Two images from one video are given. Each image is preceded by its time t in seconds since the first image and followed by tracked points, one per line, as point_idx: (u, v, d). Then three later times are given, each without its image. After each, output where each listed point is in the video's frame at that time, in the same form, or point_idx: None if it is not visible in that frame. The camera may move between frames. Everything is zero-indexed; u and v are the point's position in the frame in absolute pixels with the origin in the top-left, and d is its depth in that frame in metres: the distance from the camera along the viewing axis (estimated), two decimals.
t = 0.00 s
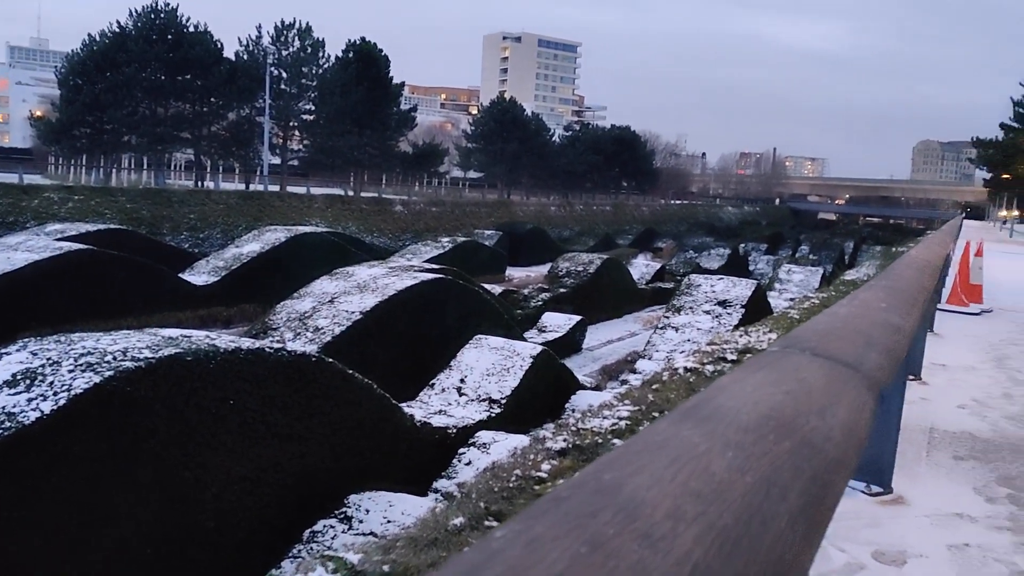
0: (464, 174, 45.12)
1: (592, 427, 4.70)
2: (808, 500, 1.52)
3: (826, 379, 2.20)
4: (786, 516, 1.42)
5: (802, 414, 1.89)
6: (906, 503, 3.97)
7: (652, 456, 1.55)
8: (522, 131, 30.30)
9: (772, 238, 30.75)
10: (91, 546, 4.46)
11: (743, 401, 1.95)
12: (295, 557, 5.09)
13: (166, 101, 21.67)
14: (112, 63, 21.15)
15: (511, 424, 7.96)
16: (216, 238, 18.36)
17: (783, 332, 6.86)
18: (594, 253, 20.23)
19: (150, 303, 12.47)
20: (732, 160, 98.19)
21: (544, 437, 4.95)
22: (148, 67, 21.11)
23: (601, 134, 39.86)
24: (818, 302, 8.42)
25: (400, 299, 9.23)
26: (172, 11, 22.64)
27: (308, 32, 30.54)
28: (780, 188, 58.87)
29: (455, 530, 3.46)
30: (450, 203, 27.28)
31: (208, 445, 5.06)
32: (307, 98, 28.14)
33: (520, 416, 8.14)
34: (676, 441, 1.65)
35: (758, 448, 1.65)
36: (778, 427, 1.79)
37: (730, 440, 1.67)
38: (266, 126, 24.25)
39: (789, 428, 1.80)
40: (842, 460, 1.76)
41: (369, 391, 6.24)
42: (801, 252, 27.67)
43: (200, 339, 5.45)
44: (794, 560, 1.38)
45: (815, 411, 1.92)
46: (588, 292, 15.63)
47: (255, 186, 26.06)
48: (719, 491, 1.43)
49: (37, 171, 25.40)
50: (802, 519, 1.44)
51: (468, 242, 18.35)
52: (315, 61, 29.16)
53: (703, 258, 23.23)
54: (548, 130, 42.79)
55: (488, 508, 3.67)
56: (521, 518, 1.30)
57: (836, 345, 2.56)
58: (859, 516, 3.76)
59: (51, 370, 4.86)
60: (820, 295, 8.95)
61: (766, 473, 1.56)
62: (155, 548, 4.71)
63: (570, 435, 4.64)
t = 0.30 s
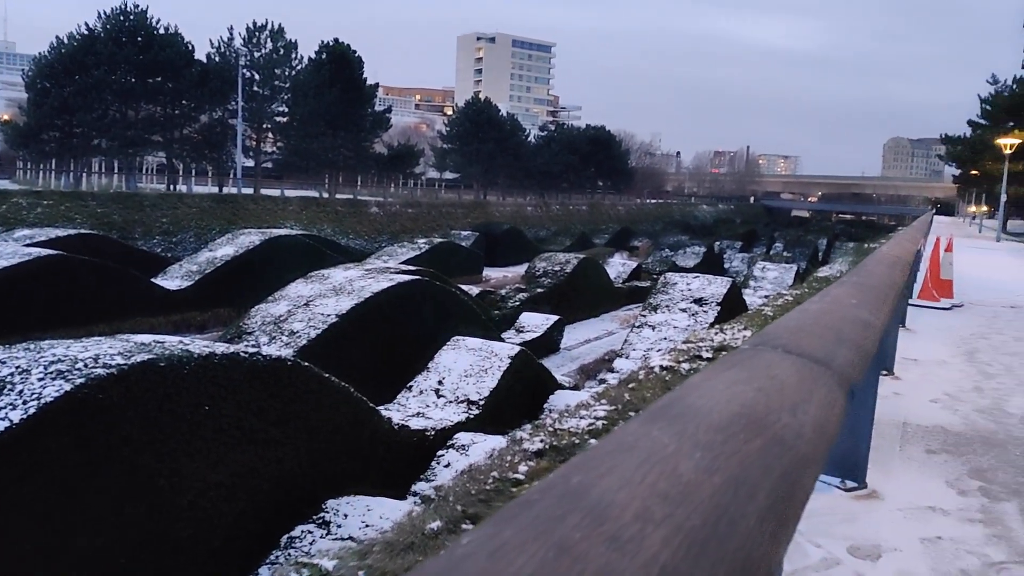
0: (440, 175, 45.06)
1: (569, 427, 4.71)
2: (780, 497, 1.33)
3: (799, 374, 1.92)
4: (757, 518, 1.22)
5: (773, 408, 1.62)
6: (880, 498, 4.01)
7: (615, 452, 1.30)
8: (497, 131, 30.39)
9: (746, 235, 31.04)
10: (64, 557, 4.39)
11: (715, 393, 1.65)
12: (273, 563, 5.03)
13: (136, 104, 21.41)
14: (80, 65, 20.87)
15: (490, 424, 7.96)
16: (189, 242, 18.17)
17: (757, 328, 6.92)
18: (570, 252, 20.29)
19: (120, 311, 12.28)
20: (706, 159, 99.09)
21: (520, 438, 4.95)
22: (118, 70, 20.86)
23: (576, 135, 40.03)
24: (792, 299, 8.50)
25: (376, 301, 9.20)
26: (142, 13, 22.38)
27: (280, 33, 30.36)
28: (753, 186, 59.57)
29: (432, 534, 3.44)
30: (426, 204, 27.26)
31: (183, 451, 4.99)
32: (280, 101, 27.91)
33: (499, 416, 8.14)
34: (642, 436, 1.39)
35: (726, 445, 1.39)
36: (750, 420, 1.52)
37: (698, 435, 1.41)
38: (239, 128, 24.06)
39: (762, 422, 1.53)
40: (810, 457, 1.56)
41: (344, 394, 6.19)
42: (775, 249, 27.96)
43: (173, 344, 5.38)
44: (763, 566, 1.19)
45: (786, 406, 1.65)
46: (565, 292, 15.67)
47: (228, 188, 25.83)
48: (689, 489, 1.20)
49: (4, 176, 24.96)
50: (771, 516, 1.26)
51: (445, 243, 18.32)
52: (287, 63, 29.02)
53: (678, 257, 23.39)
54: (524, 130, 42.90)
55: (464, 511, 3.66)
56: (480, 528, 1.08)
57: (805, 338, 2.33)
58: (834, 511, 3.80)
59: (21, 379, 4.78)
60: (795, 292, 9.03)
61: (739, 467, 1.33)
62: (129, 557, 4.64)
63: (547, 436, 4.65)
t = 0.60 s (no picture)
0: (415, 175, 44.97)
1: (543, 427, 4.71)
2: (745, 501, 1.32)
3: (768, 375, 1.93)
4: (723, 523, 1.22)
5: (743, 409, 1.62)
6: (850, 494, 4.07)
7: (585, 454, 1.28)
8: (473, 131, 30.41)
9: (720, 235, 31.34)
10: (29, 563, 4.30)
11: (683, 395, 1.63)
12: (246, 565, 4.94)
13: (105, 101, 21.11)
14: (48, 62, 20.53)
15: (466, 424, 7.94)
16: (160, 241, 17.94)
17: (730, 328, 6.98)
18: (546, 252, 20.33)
19: (90, 312, 12.11)
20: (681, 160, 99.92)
21: (495, 438, 4.94)
22: (86, 66, 20.56)
23: (552, 135, 40.11)
24: (765, 298, 8.59)
25: (350, 302, 9.14)
26: (110, 10, 22.08)
27: (253, 30, 30.18)
28: (727, 187, 60.07)
29: (405, 537, 3.41)
30: (402, 204, 27.18)
31: (152, 453, 4.89)
32: (252, 98, 28.49)
33: (475, 416, 8.13)
34: (611, 440, 1.35)
35: (696, 449, 1.37)
36: (721, 421, 1.52)
37: (666, 438, 1.38)
38: (211, 126, 23.81)
39: (731, 424, 1.52)
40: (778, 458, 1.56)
41: (318, 395, 6.12)
42: (749, 249, 28.26)
43: (142, 346, 5.29)
44: (730, 568, 1.19)
45: (754, 407, 1.66)
46: (541, 291, 15.69)
47: (200, 187, 25.55)
48: (658, 493, 1.18)
49: None
50: (736, 520, 1.26)
51: (420, 242, 18.27)
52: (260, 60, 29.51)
53: (654, 257, 23.54)
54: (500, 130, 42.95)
55: (438, 514, 3.64)
56: (449, 533, 1.03)
57: (777, 339, 2.34)
58: (805, 508, 3.83)
59: None
60: (767, 291, 9.12)
61: (708, 471, 1.32)
62: (97, 562, 4.54)
63: (522, 437, 4.65)
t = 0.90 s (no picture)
0: (391, 173, 44.83)
1: (520, 426, 4.72)
2: (716, 503, 1.33)
3: (741, 374, 1.95)
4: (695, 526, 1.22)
5: (715, 409, 1.63)
6: (824, 491, 4.12)
7: (557, 456, 1.28)
8: (449, 129, 30.38)
9: (696, 235, 31.59)
10: None
11: (655, 394, 1.64)
12: (220, 567, 4.88)
13: (75, 97, 20.80)
14: (16, 57, 20.18)
15: (442, 423, 7.92)
16: (132, 239, 17.70)
17: (705, 326, 7.04)
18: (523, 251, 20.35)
19: (61, 312, 11.91)
20: (657, 159, 100.57)
21: (471, 438, 4.93)
22: (56, 62, 20.25)
23: (529, 134, 40.13)
24: (739, 297, 8.68)
25: (326, 301, 9.09)
26: (80, 4, 21.73)
27: (226, 26, 29.93)
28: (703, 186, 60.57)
29: (381, 537, 3.39)
30: (378, 202, 27.07)
31: (125, 454, 4.81)
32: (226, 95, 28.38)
33: (452, 415, 8.11)
34: (583, 440, 1.35)
35: (669, 449, 1.37)
36: (694, 421, 1.52)
37: (641, 438, 1.39)
38: (184, 123, 23.56)
39: (703, 424, 1.53)
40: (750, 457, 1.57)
41: (293, 394, 6.07)
42: (724, 247, 28.51)
43: (114, 346, 5.20)
44: (699, 569, 1.20)
45: (726, 407, 1.67)
46: (518, 290, 15.71)
47: (173, 185, 25.26)
48: (631, 493, 1.19)
49: None
50: (708, 523, 1.27)
51: (397, 241, 18.21)
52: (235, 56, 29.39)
53: (630, 255, 23.66)
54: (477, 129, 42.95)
55: (413, 514, 3.62)
56: (419, 536, 1.03)
57: (749, 338, 2.36)
58: (779, 506, 3.87)
59: None
60: (742, 290, 9.20)
61: (680, 473, 1.32)
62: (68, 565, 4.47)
63: (498, 436, 4.65)
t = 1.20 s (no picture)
0: (375, 169, 44.66)
1: (503, 422, 4.72)
2: (696, 501, 1.33)
3: (722, 373, 1.95)
4: (676, 526, 1.22)
5: (696, 409, 1.63)
6: (805, 489, 4.16)
7: (540, 454, 1.27)
8: (434, 124, 30.32)
9: (679, 233, 31.72)
10: None
11: (637, 392, 1.64)
12: (200, 562, 4.84)
13: (55, 88, 20.54)
14: None
15: (426, 419, 7.90)
16: (114, 232, 17.51)
17: (688, 324, 7.08)
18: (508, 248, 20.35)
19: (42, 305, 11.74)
20: (642, 157, 100.91)
21: (454, 434, 4.93)
22: (36, 52, 19.97)
23: (514, 130, 40.06)
24: (722, 295, 8.73)
25: (309, 296, 9.06)
26: None
27: (210, 18, 29.61)
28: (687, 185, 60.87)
29: (363, 532, 3.36)
30: (362, 197, 26.96)
31: (105, 449, 4.76)
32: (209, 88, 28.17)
33: (435, 411, 8.09)
34: (565, 438, 1.35)
35: (650, 449, 1.37)
36: (674, 422, 1.52)
37: (621, 439, 1.38)
38: (167, 116, 23.32)
39: (683, 425, 1.53)
40: (729, 458, 1.57)
41: (275, 390, 6.03)
42: (707, 246, 28.65)
43: (94, 339, 5.13)
44: (682, 567, 1.20)
45: (708, 406, 1.67)
46: (502, 286, 15.70)
47: (155, 178, 25.02)
48: (611, 494, 1.19)
49: None
50: (689, 521, 1.27)
51: (381, 236, 18.14)
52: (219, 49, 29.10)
53: (614, 253, 23.72)
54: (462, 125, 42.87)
55: (396, 509, 3.61)
56: (400, 532, 1.02)
57: (729, 338, 2.36)
58: (761, 503, 3.90)
59: None
60: (724, 288, 9.25)
61: (661, 473, 1.32)
62: (47, 560, 4.43)
63: (481, 432, 4.65)
